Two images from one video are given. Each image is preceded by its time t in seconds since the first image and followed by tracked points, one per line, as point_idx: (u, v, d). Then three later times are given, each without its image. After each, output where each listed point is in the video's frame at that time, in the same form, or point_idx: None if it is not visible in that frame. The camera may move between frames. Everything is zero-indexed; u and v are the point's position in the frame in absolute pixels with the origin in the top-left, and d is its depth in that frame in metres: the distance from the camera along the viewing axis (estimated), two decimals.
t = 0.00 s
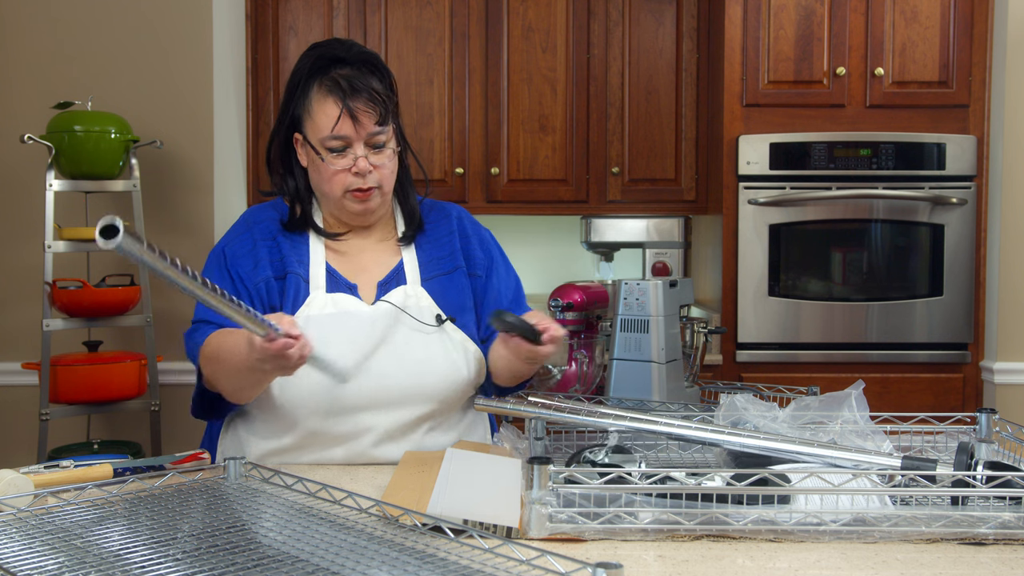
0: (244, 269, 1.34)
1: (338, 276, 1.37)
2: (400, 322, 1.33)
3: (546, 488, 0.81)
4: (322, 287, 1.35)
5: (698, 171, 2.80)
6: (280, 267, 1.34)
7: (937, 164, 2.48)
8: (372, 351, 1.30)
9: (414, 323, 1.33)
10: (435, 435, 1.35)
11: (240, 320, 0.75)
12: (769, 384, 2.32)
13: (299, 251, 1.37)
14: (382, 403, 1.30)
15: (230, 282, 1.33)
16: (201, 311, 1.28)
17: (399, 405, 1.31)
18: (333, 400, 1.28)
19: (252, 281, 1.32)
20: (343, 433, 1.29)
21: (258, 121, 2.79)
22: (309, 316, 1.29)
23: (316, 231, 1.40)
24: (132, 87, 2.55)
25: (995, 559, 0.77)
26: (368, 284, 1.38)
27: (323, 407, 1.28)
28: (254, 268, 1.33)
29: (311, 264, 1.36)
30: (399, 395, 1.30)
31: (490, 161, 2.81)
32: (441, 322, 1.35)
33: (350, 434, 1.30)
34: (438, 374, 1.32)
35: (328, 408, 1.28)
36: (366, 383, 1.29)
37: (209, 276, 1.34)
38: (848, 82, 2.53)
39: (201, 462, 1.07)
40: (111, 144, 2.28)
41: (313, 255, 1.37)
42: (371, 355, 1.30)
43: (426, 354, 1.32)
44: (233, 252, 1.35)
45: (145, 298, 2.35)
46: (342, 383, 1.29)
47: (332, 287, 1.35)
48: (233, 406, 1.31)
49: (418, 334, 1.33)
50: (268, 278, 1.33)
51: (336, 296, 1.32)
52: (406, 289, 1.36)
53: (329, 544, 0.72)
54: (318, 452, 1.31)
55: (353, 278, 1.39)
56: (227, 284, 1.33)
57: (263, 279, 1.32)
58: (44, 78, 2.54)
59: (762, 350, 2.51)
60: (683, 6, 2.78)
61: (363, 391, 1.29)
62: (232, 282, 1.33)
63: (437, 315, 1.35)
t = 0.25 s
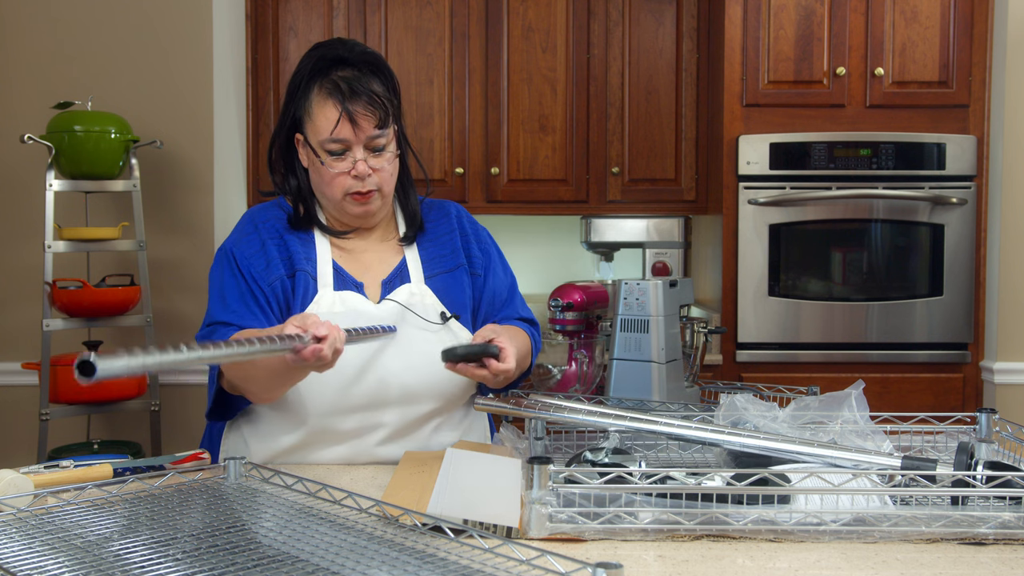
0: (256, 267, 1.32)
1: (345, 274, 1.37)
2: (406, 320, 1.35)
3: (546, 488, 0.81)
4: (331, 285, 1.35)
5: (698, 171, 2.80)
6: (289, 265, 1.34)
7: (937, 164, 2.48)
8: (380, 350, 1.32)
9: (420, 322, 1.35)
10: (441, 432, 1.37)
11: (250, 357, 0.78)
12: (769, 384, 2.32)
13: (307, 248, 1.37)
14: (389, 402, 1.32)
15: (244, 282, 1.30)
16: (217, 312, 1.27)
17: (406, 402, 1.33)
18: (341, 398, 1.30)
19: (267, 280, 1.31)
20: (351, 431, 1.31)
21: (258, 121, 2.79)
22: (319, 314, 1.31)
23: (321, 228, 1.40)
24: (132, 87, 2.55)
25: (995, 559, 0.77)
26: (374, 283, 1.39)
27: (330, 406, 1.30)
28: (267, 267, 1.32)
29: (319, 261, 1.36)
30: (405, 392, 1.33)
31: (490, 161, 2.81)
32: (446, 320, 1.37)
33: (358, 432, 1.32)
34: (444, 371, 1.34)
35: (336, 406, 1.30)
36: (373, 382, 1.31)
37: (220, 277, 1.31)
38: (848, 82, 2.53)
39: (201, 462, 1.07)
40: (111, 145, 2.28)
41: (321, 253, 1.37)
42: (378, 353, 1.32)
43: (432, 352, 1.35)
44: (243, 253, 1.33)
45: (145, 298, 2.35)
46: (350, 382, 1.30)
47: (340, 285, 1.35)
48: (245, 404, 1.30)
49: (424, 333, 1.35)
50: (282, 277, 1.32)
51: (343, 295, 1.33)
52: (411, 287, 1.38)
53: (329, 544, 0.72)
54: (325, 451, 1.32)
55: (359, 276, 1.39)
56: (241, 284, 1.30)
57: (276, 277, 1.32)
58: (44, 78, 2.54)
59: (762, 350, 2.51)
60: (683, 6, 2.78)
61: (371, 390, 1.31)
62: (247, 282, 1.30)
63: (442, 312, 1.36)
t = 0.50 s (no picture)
0: (259, 268, 1.32)
1: (348, 273, 1.38)
2: (409, 319, 1.37)
3: (546, 488, 0.81)
4: (333, 285, 1.35)
5: (698, 171, 2.80)
6: (291, 265, 1.34)
7: (937, 164, 2.48)
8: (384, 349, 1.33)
9: (422, 321, 1.37)
10: (445, 431, 1.38)
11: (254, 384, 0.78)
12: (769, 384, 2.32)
13: (309, 249, 1.37)
14: (394, 400, 1.33)
15: (246, 285, 1.30)
16: (222, 316, 1.27)
17: (411, 401, 1.34)
18: (346, 397, 1.30)
19: (270, 282, 1.31)
20: (356, 431, 1.31)
21: (258, 121, 2.79)
22: (322, 315, 1.32)
23: (322, 228, 1.39)
24: (132, 86, 2.55)
25: (995, 559, 0.77)
26: (377, 283, 1.39)
27: (334, 406, 1.30)
28: (269, 269, 1.32)
29: (321, 261, 1.36)
30: (409, 391, 1.33)
31: (490, 161, 2.81)
32: (449, 319, 1.38)
33: (364, 432, 1.32)
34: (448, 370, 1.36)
35: (342, 405, 1.30)
36: (378, 381, 1.32)
37: (221, 279, 1.31)
38: (848, 82, 2.53)
39: (201, 462, 1.07)
40: (111, 144, 2.28)
41: (323, 252, 1.37)
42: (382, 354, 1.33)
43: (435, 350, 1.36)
44: (245, 255, 1.33)
45: (145, 298, 2.35)
46: (355, 381, 1.31)
47: (342, 285, 1.36)
48: (246, 406, 1.29)
49: (427, 332, 1.37)
50: (285, 279, 1.32)
51: (346, 295, 1.34)
52: (415, 286, 1.39)
53: (329, 544, 0.72)
54: (329, 452, 1.32)
55: (362, 276, 1.39)
56: (243, 287, 1.30)
57: (279, 278, 1.32)
58: (44, 78, 2.54)
59: (762, 350, 2.51)
60: (683, 6, 2.78)
61: (376, 388, 1.32)
62: (249, 284, 1.30)
63: (446, 312, 1.38)
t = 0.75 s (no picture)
0: (263, 269, 1.32)
1: (349, 273, 1.38)
2: (411, 318, 1.37)
3: (546, 488, 0.81)
4: (335, 284, 1.36)
5: (698, 171, 2.80)
6: (294, 266, 1.34)
7: (937, 164, 2.48)
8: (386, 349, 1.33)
9: (424, 320, 1.38)
10: (446, 431, 1.38)
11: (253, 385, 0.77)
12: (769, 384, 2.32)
13: (312, 248, 1.37)
14: (397, 400, 1.33)
15: (250, 285, 1.30)
16: (228, 317, 1.27)
17: (413, 400, 1.34)
18: (349, 397, 1.31)
19: (274, 283, 1.31)
20: (359, 431, 1.31)
21: (258, 121, 2.79)
22: (324, 315, 1.32)
23: (324, 229, 1.39)
24: (132, 86, 2.55)
25: (995, 559, 0.77)
26: (379, 283, 1.40)
27: (336, 406, 1.30)
28: (273, 270, 1.32)
29: (324, 261, 1.37)
30: (411, 390, 1.34)
31: (490, 161, 2.81)
32: (451, 318, 1.39)
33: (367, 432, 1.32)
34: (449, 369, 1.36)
35: (344, 405, 1.30)
36: (381, 380, 1.32)
37: (225, 280, 1.30)
38: (848, 82, 2.53)
39: (201, 462, 1.07)
40: (111, 145, 2.28)
41: (325, 253, 1.37)
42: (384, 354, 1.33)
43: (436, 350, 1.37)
44: (248, 255, 1.32)
45: (145, 298, 2.35)
46: (357, 381, 1.31)
47: (345, 285, 1.36)
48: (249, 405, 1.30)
49: (428, 331, 1.38)
50: (289, 279, 1.33)
51: (348, 295, 1.35)
52: (416, 286, 1.40)
53: (329, 544, 0.72)
54: (332, 452, 1.32)
55: (363, 276, 1.40)
56: (247, 288, 1.30)
57: (283, 279, 1.32)
58: (44, 78, 2.54)
59: (762, 350, 2.51)
60: (683, 6, 2.78)
61: (378, 388, 1.32)
62: (253, 285, 1.30)
63: (447, 311, 1.39)
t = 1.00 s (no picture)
0: (266, 269, 1.32)
1: (351, 274, 1.38)
2: (412, 320, 1.37)
3: (546, 488, 0.81)
4: (337, 286, 1.36)
5: (698, 171, 2.80)
6: (297, 266, 1.34)
7: (937, 164, 2.48)
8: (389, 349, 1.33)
9: (425, 321, 1.38)
10: (447, 430, 1.38)
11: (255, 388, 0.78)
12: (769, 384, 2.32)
13: (314, 249, 1.37)
14: (399, 400, 1.33)
15: (255, 285, 1.30)
16: (233, 317, 1.27)
17: (415, 400, 1.35)
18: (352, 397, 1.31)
19: (278, 283, 1.31)
20: (361, 431, 1.32)
21: (258, 121, 2.79)
22: (327, 316, 1.33)
23: (326, 230, 1.39)
24: (132, 86, 2.55)
25: (995, 559, 0.77)
26: (379, 284, 1.40)
27: (337, 406, 1.30)
28: (277, 270, 1.32)
29: (326, 262, 1.37)
30: (414, 391, 1.34)
31: (490, 161, 2.81)
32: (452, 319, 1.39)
33: (369, 432, 1.32)
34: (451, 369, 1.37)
35: (347, 406, 1.30)
36: (383, 381, 1.33)
37: (229, 281, 1.31)
38: (848, 82, 2.53)
39: (201, 462, 1.07)
40: (111, 145, 2.28)
41: (327, 253, 1.38)
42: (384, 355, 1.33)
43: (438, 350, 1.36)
44: (251, 256, 1.32)
45: (145, 298, 2.35)
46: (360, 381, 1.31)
47: (347, 286, 1.36)
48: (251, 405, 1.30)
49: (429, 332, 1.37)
50: (293, 280, 1.33)
51: (350, 296, 1.35)
52: (416, 288, 1.40)
53: (329, 544, 0.72)
54: (333, 451, 1.32)
55: (365, 277, 1.40)
56: (251, 288, 1.30)
57: (287, 279, 1.32)
58: (44, 78, 2.54)
59: (762, 350, 2.51)
60: (683, 6, 2.78)
61: (381, 388, 1.32)
62: (257, 285, 1.30)
63: (448, 312, 1.39)
